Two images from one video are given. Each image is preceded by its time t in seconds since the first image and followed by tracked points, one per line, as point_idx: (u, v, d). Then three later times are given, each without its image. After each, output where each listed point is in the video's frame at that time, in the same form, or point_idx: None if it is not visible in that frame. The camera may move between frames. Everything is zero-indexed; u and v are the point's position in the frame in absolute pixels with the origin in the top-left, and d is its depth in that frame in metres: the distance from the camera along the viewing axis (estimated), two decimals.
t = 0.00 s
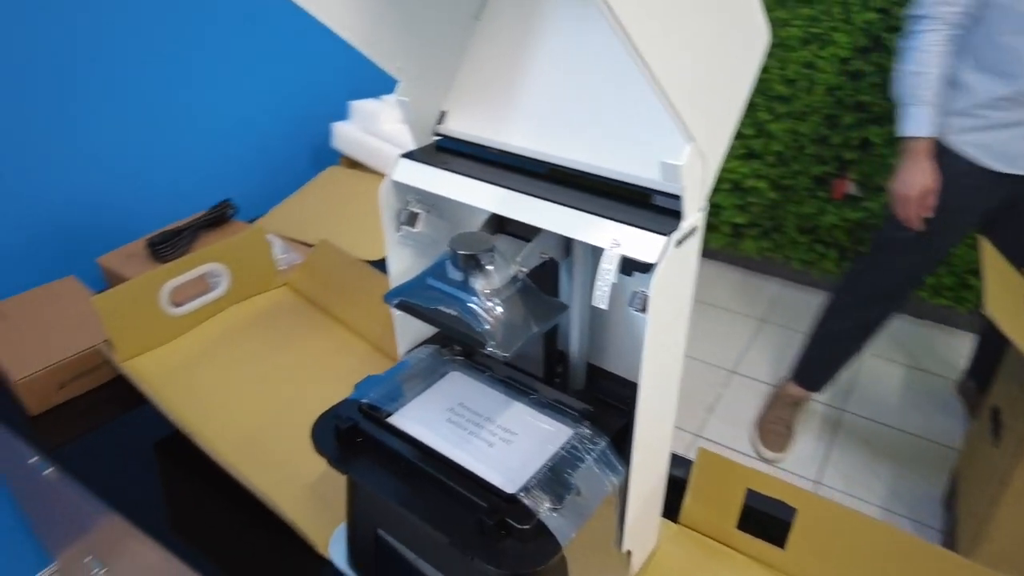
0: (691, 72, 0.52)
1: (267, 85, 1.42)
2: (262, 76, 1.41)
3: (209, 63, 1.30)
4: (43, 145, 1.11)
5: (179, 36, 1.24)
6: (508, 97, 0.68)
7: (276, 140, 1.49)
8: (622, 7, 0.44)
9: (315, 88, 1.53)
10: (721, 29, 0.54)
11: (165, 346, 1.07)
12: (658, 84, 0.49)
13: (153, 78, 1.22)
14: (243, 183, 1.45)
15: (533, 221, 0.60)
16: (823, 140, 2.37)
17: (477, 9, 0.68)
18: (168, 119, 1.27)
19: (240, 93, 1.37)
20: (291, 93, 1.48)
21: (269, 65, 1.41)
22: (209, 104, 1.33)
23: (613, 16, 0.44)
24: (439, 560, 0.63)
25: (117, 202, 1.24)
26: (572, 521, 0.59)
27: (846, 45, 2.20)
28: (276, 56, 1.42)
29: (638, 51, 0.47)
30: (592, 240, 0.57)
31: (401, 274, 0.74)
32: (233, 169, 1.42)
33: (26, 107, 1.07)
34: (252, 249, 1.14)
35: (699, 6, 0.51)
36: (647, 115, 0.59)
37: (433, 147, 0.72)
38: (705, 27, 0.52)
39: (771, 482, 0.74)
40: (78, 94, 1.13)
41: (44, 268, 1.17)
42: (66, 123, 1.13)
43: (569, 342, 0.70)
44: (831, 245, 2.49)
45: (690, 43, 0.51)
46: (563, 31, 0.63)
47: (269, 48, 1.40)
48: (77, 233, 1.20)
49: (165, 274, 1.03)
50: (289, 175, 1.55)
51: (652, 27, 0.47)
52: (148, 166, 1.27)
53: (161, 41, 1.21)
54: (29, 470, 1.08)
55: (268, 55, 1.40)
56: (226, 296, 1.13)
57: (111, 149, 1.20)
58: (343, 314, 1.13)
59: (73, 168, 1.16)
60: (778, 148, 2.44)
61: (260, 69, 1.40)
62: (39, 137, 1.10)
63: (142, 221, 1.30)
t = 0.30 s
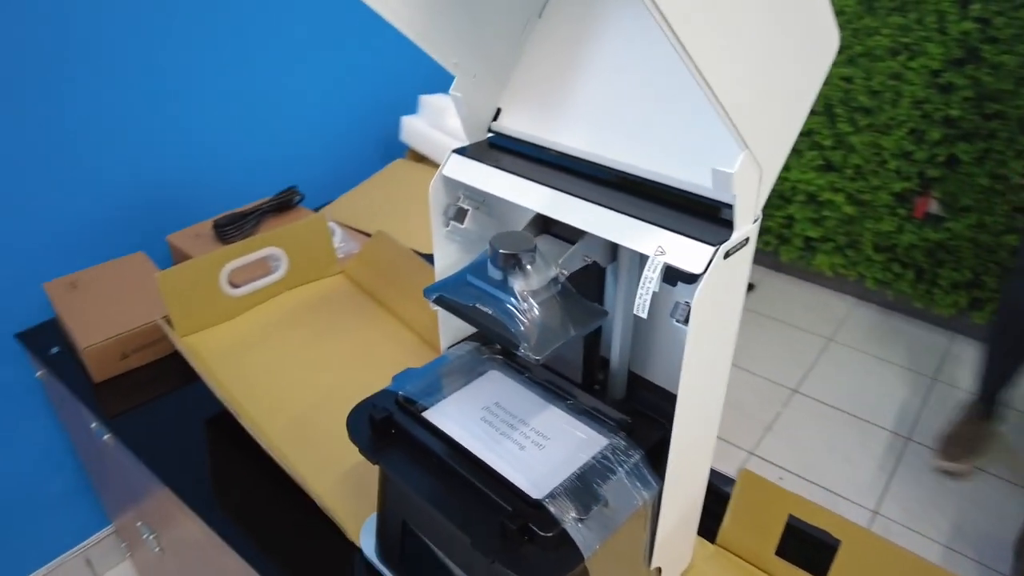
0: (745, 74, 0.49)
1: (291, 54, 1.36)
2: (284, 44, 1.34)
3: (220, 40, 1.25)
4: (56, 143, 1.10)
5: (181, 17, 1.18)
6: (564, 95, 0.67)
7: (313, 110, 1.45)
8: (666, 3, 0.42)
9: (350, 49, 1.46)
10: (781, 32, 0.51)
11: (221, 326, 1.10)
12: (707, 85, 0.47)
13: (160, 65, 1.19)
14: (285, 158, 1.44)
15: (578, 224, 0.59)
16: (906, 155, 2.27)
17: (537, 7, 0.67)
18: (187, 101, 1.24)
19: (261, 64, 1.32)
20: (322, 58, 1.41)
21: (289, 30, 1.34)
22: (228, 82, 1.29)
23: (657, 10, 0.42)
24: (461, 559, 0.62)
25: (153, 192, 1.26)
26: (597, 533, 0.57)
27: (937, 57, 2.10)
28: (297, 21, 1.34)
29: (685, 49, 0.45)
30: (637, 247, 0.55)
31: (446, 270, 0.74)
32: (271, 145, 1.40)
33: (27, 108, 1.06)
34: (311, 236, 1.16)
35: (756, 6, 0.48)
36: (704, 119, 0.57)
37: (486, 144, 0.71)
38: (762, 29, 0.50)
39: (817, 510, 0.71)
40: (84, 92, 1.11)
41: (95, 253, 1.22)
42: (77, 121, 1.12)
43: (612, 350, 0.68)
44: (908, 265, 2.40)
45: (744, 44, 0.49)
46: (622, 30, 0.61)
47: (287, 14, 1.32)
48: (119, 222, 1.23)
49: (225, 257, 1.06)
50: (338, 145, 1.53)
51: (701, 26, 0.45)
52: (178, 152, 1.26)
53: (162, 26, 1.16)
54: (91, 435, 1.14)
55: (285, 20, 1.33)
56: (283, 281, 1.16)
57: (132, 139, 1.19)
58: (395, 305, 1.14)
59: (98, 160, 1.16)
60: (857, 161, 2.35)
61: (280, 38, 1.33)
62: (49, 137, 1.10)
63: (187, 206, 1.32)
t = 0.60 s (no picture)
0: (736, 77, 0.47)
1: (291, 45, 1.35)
2: (284, 35, 1.33)
3: (217, 35, 1.24)
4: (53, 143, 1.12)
5: (176, 14, 1.18)
6: (563, 87, 0.65)
7: (316, 101, 1.44)
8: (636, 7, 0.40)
9: (354, 38, 1.44)
10: (784, 32, 0.49)
11: (241, 307, 1.12)
12: (688, 92, 0.45)
13: (157, 63, 1.19)
14: (290, 150, 1.44)
15: (564, 219, 0.57)
16: (966, 168, 2.16)
17: None
18: (186, 97, 1.24)
19: (260, 57, 1.31)
20: (324, 47, 1.40)
21: (287, 21, 1.32)
22: (227, 76, 1.29)
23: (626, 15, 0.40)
24: (433, 549, 0.62)
25: (157, 187, 1.27)
26: (568, 534, 0.56)
27: (1005, 65, 2.00)
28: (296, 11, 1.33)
29: (661, 56, 0.43)
30: (619, 245, 0.53)
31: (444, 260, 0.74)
32: (275, 136, 1.40)
33: (25, 109, 1.08)
34: (336, 224, 1.18)
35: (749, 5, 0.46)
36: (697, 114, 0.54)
37: (489, 136, 0.70)
38: (757, 28, 0.47)
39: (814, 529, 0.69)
40: (80, 93, 1.12)
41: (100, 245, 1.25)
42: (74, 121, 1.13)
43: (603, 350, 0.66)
44: (964, 283, 2.30)
45: (736, 45, 0.47)
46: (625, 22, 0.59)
47: (288, 9, 1.32)
48: (123, 217, 1.25)
49: (248, 240, 1.08)
50: (346, 134, 1.53)
51: (683, 29, 0.43)
52: (179, 148, 1.27)
53: (157, 24, 1.16)
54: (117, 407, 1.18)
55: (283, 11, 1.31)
56: (305, 266, 1.18)
57: (131, 136, 1.21)
58: (412, 296, 1.15)
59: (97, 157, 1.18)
60: (913, 172, 2.25)
61: (279, 29, 1.32)
62: (48, 136, 1.11)
63: (192, 199, 1.33)
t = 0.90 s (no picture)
0: (708, 73, 0.48)
1: (281, 37, 1.40)
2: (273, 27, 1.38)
3: (209, 32, 1.30)
4: (55, 138, 1.20)
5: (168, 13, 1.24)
6: (551, 74, 0.65)
7: (312, 93, 1.50)
8: (589, 11, 0.41)
9: (347, 35, 1.50)
10: (783, 32, 0.50)
11: (263, 282, 1.17)
12: (648, 89, 0.46)
13: (155, 60, 1.26)
14: (289, 138, 1.50)
15: (537, 202, 0.58)
16: None
17: None
18: (183, 91, 1.31)
19: (251, 49, 1.37)
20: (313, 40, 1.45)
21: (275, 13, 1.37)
22: (222, 69, 1.34)
23: (578, 19, 0.41)
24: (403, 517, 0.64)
25: (159, 180, 1.34)
26: (525, 508, 0.58)
27: None
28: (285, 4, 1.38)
29: (619, 56, 0.43)
30: (584, 228, 0.54)
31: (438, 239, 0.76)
32: (273, 125, 1.47)
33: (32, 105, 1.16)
34: (359, 207, 1.21)
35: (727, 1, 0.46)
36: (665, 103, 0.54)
37: (485, 122, 0.72)
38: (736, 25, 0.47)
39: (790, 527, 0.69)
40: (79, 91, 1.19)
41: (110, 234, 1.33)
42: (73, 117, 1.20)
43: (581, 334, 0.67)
44: (1019, 301, 2.19)
45: (710, 40, 0.47)
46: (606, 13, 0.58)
47: (280, 10, 1.38)
48: (130, 207, 1.33)
49: (270, 221, 1.12)
50: (351, 121, 1.59)
51: (646, 27, 0.43)
52: (178, 142, 1.34)
53: (148, 23, 1.22)
54: (146, 375, 1.24)
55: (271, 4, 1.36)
56: (328, 246, 1.22)
57: (132, 130, 1.28)
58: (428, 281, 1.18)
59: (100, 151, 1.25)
60: (967, 184, 2.16)
61: (268, 21, 1.37)
62: (54, 130, 1.19)
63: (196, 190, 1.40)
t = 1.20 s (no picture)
0: (691, 68, 0.50)
1: (283, 33, 1.44)
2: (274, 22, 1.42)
3: (206, 28, 1.35)
4: (58, 130, 1.28)
5: (164, 12, 1.30)
6: (558, 65, 0.68)
7: (325, 84, 1.54)
8: (563, 10, 0.43)
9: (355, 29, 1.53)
10: (774, 32, 0.51)
11: (295, 261, 1.23)
12: (626, 83, 0.48)
13: (159, 58, 1.33)
14: (301, 130, 1.55)
15: (532, 185, 0.61)
16: None
17: None
18: (183, 86, 1.37)
19: (252, 43, 1.41)
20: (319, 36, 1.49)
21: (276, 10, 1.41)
22: (225, 65, 1.40)
23: (553, 17, 0.43)
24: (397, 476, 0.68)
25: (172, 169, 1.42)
26: (506, 474, 0.61)
27: None
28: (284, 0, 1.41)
29: (596, 53, 0.46)
30: (570, 210, 0.57)
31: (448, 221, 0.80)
32: (281, 118, 1.52)
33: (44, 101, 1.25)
34: (389, 192, 1.26)
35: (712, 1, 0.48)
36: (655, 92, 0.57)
37: (495, 110, 0.75)
38: (721, 24, 0.49)
39: (770, 515, 0.70)
40: (80, 88, 1.27)
41: (117, 221, 1.41)
42: (75, 112, 1.28)
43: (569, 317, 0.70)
44: None
45: (694, 37, 0.49)
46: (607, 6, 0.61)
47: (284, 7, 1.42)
48: (136, 195, 1.41)
49: (303, 203, 1.18)
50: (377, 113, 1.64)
51: (623, 24, 0.46)
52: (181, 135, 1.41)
53: (148, 23, 1.29)
54: (184, 344, 1.32)
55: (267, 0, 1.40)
56: (358, 230, 1.27)
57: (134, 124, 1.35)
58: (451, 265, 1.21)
59: (102, 144, 1.33)
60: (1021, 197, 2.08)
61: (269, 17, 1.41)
62: (64, 122, 1.28)
63: (202, 181, 1.47)
